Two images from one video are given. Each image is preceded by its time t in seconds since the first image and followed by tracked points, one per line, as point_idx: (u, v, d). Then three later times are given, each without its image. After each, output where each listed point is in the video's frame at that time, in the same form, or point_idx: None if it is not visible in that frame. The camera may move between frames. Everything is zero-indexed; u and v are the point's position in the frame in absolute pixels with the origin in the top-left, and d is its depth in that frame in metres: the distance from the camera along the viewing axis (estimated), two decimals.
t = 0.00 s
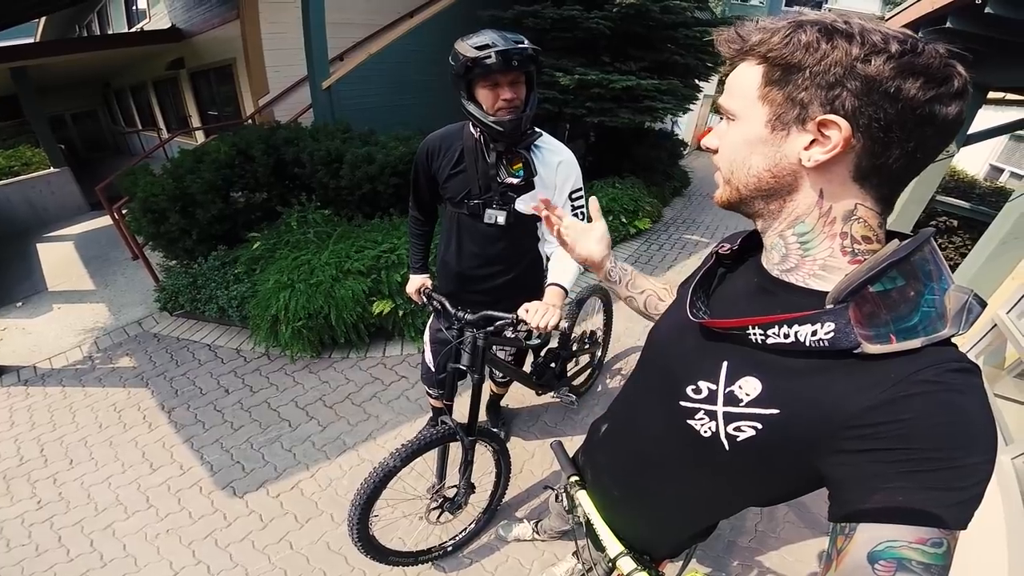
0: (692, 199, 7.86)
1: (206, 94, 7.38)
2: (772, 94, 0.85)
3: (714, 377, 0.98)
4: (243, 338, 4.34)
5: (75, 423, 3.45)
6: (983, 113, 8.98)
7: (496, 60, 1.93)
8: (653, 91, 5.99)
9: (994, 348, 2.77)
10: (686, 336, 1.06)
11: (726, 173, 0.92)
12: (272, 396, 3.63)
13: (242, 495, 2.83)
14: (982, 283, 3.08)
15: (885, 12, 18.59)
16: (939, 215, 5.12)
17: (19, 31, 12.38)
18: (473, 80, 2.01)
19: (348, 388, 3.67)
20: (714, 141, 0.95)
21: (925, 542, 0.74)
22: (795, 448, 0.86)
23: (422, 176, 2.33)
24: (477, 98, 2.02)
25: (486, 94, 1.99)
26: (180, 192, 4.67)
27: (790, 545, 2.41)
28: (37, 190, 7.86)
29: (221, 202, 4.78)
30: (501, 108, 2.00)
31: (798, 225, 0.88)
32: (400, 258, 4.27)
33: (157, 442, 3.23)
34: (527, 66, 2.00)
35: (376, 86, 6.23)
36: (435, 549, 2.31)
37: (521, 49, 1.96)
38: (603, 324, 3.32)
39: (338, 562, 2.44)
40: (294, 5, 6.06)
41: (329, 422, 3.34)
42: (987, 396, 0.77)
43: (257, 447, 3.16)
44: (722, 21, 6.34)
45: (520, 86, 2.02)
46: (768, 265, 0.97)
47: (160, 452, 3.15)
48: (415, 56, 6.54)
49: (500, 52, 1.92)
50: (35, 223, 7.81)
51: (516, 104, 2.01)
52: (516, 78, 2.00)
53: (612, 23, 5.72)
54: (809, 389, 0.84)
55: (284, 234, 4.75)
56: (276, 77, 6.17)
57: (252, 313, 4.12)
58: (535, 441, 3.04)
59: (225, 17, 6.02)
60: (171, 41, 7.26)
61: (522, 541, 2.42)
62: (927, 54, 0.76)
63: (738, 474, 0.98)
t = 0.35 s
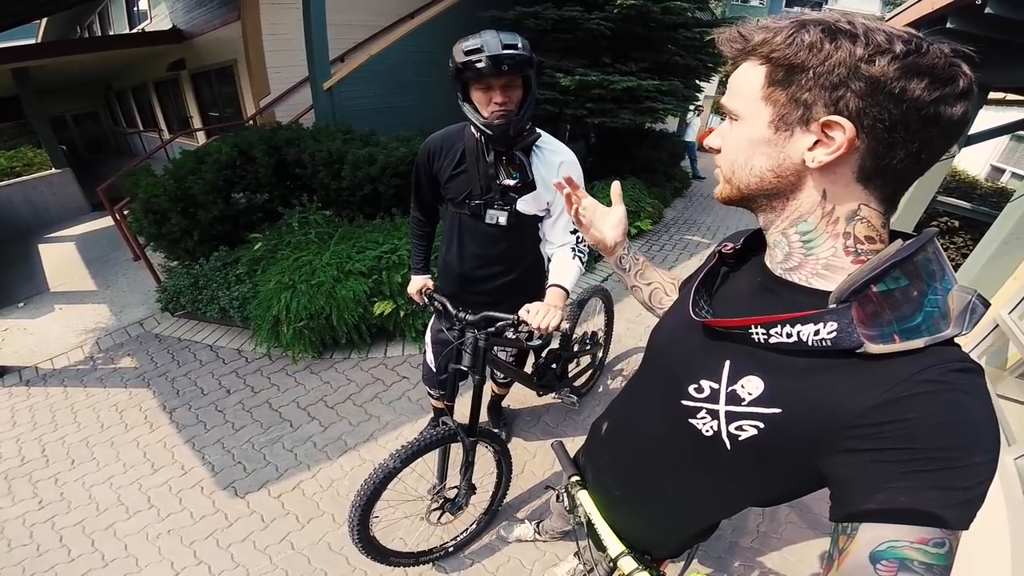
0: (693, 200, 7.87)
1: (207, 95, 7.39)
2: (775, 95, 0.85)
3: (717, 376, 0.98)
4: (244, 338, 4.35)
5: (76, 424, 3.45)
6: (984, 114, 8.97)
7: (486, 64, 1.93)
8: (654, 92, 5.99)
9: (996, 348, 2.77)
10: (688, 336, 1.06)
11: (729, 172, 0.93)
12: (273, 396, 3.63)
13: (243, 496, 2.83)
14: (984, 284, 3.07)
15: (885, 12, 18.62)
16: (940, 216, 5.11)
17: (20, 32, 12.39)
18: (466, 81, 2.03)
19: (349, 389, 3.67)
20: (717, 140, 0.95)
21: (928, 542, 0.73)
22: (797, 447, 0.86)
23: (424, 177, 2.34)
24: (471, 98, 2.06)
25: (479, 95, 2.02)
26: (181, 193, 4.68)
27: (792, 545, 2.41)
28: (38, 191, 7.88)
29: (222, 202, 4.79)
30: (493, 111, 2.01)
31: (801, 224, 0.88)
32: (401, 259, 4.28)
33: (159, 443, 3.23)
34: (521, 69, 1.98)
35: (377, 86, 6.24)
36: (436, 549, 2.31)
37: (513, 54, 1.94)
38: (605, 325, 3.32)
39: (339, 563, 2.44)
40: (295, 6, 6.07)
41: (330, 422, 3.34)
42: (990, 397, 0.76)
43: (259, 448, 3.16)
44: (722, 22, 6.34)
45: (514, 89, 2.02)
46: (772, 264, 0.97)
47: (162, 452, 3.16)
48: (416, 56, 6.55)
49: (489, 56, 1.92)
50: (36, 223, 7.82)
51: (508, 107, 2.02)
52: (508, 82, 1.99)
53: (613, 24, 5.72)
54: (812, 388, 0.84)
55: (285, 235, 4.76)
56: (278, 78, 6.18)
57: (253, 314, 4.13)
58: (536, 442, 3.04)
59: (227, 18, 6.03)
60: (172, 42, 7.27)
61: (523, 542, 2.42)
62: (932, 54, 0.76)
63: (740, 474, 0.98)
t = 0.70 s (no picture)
0: (698, 199, 7.85)
1: (213, 95, 7.43)
2: (776, 97, 0.85)
3: (720, 378, 0.97)
4: (250, 338, 4.37)
5: (83, 422, 3.48)
6: (992, 113, 8.89)
7: (477, 66, 1.95)
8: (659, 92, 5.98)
9: (1003, 350, 2.75)
10: (691, 337, 1.06)
11: (730, 175, 0.93)
12: (278, 395, 3.65)
13: (247, 494, 2.85)
14: (990, 284, 3.05)
15: (893, 11, 18.51)
16: (947, 216, 5.07)
17: (29, 32, 12.50)
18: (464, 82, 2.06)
19: (354, 388, 3.69)
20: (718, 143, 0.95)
21: (930, 542, 0.73)
22: (800, 448, 0.86)
23: (428, 178, 2.35)
24: (470, 97, 2.09)
25: (475, 96, 2.04)
26: (188, 193, 4.72)
27: (794, 546, 2.40)
28: (47, 190, 7.95)
29: (228, 202, 4.82)
30: (487, 113, 2.03)
31: (804, 225, 0.88)
32: (405, 259, 4.29)
33: (164, 441, 3.26)
34: (516, 71, 1.97)
35: (382, 86, 6.25)
36: (438, 548, 2.31)
37: (505, 56, 1.93)
38: (608, 326, 3.33)
39: (342, 561, 2.45)
40: (301, 6, 6.09)
41: (334, 421, 3.36)
42: (993, 397, 0.76)
43: (263, 447, 3.18)
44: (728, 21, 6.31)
45: (509, 91, 2.01)
46: (774, 265, 0.96)
47: (167, 450, 3.18)
48: (421, 56, 6.56)
49: (480, 59, 1.93)
50: (45, 223, 7.90)
51: (502, 109, 2.03)
52: (503, 84, 2.00)
53: (618, 23, 5.71)
54: (815, 389, 0.84)
55: (290, 234, 4.78)
56: (283, 78, 6.21)
57: (258, 313, 4.15)
58: (539, 441, 3.04)
59: (233, 18, 6.07)
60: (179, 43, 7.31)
61: (525, 542, 2.43)
62: (932, 56, 0.75)
63: (743, 475, 0.97)
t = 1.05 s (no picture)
0: (701, 204, 7.84)
1: (220, 90, 7.46)
2: (850, 98, 0.77)
3: (723, 379, 0.96)
4: (250, 332, 4.37)
5: (79, 414, 3.48)
6: (1000, 122, 8.85)
7: (484, 65, 1.95)
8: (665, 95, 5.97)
9: (1004, 359, 2.73)
10: (693, 339, 1.05)
11: (771, 181, 0.82)
12: (276, 390, 3.64)
13: (242, 490, 2.84)
14: (994, 293, 3.02)
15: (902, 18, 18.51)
16: (951, 225, 5.05)
17: (39, 25, 12.59)
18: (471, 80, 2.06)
19: (352, 384, 3.68)
20: (753, 144, 0.83)
21: (932, 543, 0.71)
22: (803, 451, 0.84)
23: (431, 176, 2.34)
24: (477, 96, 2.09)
25: (482, 95, 2.03)
26: (192, 186, 4.73)
27: (789, 552, 2.38)
28: (51, 182, 7.97)
29: (231, 196, 4.82)
30: (492, 112, 2.02)
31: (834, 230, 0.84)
32: (407, 257, 4.28)
33: (160, 435, 3.25)
34: (523, 70, 1.97)
35: (388, 84, 6.26)
36: (432, 548, 2.30)
37: (512, 54, 1.93)
38: (609, 328, 3.32)
39: (335, 559, 2.43)
40: (309, 2, 6.10)
41: (331, 418, 3.35)
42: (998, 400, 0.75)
43: (259, 442, 3.17)
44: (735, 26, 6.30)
45: (515, 90, 2.01)
46: (783, 270, 0.95)
47: (163, 444, 3.17)
48: (428, 55, 6.57)
49: (487, 56, 1.93)
50: (49, 214, 7.92)
51: (509, 108, 2.01)
52: (510, 82, 1.99)
53: (625, 26, 5.72)
54: (819, 391, 0.82)
55: (293, 230, 4.78)
56: (290, 74, 6.22)
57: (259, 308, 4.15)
58: (536, 442, 3.02)
59: (241, 13, 6.09)
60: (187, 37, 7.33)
61: (520, 543, 2.41)
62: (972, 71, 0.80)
63: (744, 479, 0.96)
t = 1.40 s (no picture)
0: (706, 212, 7.84)
1: (230, 84, 7.50)
2: (916, 122, 0.76)
3: (725, 381, 0.95)
4: (251, 327, 4.37)
5: (76, 404, 3.48)
6: (1007, 136, 8.85)
7: (496, 65, 1.96)
8: (673, 102, 5.99)
9: (1003, 372, 2.72)
10: (695, 343, 1.04)
11: (855, 211, 0.75)
12: (275, 385, 3.64)
13: (237, 484, 2.83)
14: (996, 307, 3.01)
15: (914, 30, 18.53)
16: (955, 238, 5.04)
17: (56, 16, 12.74)
18: (483, 80, 2.07)
19: (352, 381, 3.67)
20: (840, 172, 0.75)
21: (934, 536, 0.71)
22: (801, 451, 0.84)
23: (440, 175, 2.34)
24: (487, 97, 2.09)
25: (493, 95, 2.04)
26: (199, 179, 4.75)
27: (780, 559, 2.36)
28: (59, 172, 8.01)
29: (238, 190, 4.83)
30: (503, 113, 2.02)
31: (860, 244, 0.80)
32: (411, 255, 4.28)
33: (157, 427, 3.25)
34: (534, 72, 1.98)
35: (397, 83, 6.28)
36: (427, 547, 2.29)
37: (524, 57, 1.94)
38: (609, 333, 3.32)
39: (328, 555, 2.43)
40: None
41: (330, 414, 3.35)
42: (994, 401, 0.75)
43: (256, 437, 3.17)
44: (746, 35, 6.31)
45: (526, 93, 2.01)
46: (788, 278, 0.92)
47: (159, 437, 3.17)
48: (438, 56, 6.60)
49: (500, 57, 1.94)
50: (55, 204, 7.97)
51: (520, 110, 2.02)
52: (521, 84, 2.00)
53: (636, 31, 5.75)
54: (818, 390, 0.81)
55: (298, 225, 4.80)
56: (301, 70, 6.26)
57: (261, 302, 4.16)
58: (534, 444, 3.02)
59: (255, 9, 6.14)
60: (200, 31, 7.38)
61: (514, 544, 2.40)
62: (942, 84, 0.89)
63: (744, 480, 0.94)
